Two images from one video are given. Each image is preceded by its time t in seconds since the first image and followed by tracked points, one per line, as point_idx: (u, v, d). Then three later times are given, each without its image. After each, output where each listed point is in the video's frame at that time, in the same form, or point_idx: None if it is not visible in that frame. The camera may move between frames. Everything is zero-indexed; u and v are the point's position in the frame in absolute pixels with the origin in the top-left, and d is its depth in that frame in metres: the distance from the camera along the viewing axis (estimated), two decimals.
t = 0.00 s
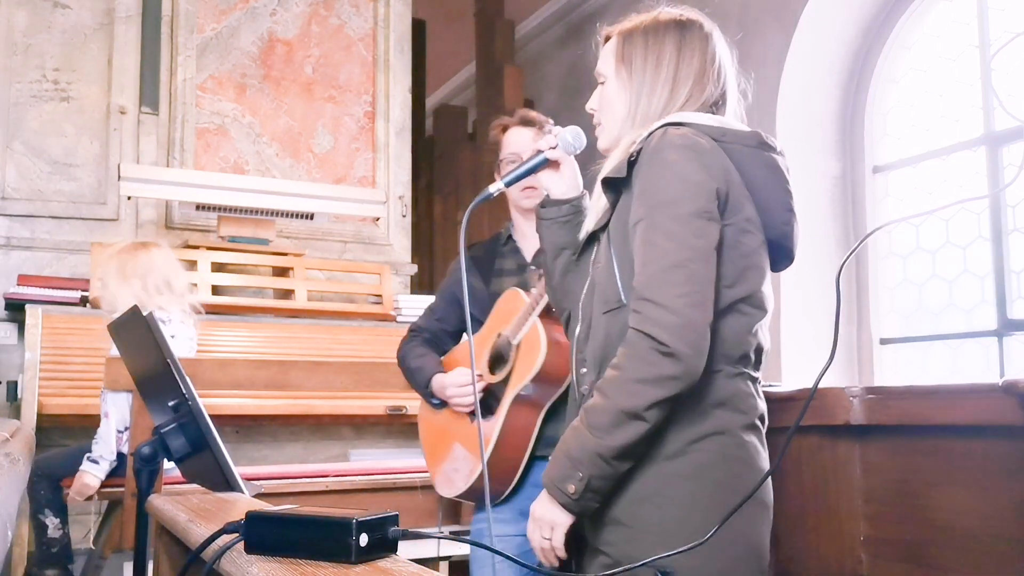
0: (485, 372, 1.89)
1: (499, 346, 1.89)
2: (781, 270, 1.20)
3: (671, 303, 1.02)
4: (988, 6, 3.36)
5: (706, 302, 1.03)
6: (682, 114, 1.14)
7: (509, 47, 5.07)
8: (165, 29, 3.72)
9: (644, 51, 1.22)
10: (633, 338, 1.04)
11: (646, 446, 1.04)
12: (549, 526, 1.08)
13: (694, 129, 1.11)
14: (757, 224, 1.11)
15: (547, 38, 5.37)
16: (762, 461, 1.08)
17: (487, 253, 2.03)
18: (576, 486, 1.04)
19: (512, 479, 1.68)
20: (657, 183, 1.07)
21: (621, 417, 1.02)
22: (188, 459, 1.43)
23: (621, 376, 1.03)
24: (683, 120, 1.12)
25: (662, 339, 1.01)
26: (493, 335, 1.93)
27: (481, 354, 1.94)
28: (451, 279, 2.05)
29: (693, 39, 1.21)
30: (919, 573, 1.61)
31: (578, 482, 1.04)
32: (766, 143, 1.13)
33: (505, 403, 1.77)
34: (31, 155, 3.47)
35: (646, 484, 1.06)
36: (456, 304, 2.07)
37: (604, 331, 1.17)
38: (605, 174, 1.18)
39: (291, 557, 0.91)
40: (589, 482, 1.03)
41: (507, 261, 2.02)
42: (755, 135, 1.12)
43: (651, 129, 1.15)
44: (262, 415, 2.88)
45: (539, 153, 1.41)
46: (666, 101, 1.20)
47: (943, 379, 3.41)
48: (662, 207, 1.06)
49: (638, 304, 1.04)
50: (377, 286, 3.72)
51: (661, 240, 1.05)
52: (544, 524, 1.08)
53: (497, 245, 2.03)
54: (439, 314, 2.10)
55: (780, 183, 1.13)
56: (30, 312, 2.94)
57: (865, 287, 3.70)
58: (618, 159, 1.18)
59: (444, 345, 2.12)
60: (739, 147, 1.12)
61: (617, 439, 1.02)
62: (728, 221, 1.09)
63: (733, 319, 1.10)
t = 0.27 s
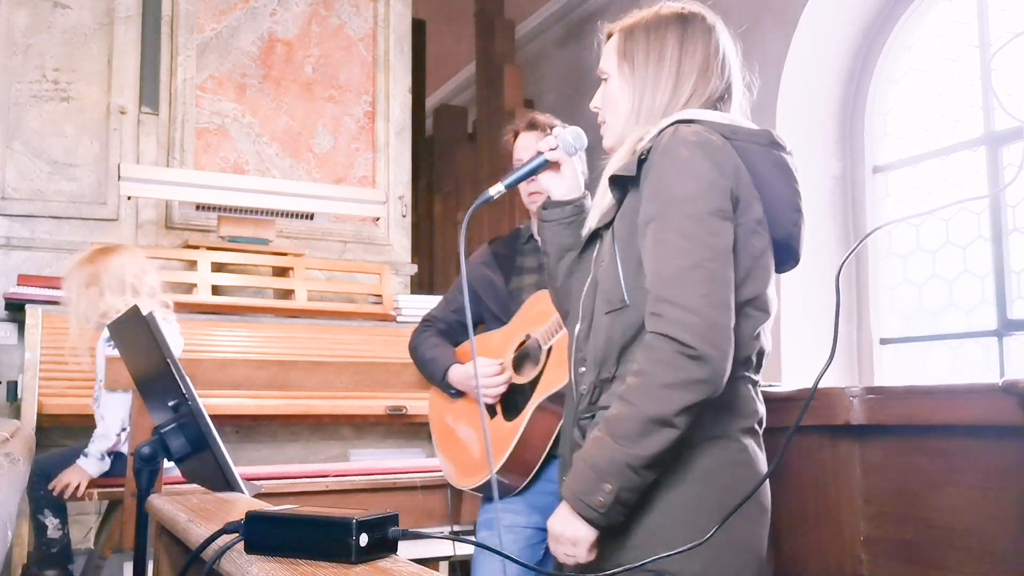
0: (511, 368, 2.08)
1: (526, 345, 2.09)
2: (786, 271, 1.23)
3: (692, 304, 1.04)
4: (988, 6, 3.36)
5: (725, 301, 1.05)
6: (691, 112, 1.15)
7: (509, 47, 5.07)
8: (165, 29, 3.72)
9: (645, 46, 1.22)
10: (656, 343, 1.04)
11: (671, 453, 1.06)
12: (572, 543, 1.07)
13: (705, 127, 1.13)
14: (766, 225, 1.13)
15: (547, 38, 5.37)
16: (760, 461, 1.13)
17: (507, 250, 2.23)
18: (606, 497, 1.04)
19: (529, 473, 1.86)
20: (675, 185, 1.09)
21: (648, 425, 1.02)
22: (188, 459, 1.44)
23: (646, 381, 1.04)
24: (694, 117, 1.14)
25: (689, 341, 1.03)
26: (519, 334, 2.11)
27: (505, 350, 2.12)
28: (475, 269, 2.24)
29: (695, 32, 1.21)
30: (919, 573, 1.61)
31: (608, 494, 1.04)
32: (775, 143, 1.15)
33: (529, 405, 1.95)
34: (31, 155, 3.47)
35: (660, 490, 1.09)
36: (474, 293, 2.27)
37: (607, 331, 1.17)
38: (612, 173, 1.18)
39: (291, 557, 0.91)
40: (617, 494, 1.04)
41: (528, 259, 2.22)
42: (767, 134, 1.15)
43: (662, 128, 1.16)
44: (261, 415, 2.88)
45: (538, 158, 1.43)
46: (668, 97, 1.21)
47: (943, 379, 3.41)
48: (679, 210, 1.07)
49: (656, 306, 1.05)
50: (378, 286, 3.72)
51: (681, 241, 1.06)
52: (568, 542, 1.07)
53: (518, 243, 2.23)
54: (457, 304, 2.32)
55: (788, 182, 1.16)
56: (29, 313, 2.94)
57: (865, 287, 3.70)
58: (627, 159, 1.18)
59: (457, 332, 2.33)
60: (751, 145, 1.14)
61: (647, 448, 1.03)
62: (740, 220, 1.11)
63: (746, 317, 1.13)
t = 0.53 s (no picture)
0: (523, 369, 2.06)
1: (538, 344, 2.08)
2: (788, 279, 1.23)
3: (702, 319, 1.02)
4: (988, 6, 3.36)
5: (734, 316, 1.03)
6: (701, 118, 1.15)
7: (509, 47, 5.07)
8: (165, 29, 3.72)
9: (651, 46, 1.22)
10: (665, 360, 1.02)
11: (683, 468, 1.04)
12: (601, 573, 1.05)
13: (717, 135, 1.12)
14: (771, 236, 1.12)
15: (546, 38, 5.37)
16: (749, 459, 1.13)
17: (516, 246, 2.18)
18: (629, 523, 1.02)
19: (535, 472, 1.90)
20: (685, 195, 1.07)
21: (664, 447, 1.00)
22: (188, 459, 1.44)
23: (656, 401, 1.01)
24: (707, 125, 1.13)
25: (697, 360, 1.01)
26: (532, 333, 2.10)
27: (517, 347, 2.10)
28: (482, 266, 2.21)
29: (702, 32, 1.21)
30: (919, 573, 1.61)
31: (631, 520, 1.02)
32: (785, 154, 1.14)
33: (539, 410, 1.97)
34: (31, 155, 3.47)
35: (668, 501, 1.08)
36: (479, 289, 2.24)
37: (604, 332, 1.17)
38: (620, 176, 1.18)
39: (290, 557, 0.91)
40: (640, 518, 1.02)
41: (535, 257, 2.18)
42: (778, 144, 1.14)
43: (672, 132, 1.15)
44: (261, 415, 2.88)
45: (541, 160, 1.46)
46: (675, 96, 1.20)
47: (943, 380, 3.40)
48: (688, 223, 1.06)
49: (663, 320, 1.04)
50: (377, 286, 3.72)
51: (691, 254, 1.04)
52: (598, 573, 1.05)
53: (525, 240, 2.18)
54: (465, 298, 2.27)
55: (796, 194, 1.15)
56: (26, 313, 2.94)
57: (865, 287, 3.70)
58: (634, 161, 1.18)
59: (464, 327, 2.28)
60: (761, 156, 1.13)
61: (665, 469, 1.01)
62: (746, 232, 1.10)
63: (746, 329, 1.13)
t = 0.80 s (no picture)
0: (524, 372, 2.07)
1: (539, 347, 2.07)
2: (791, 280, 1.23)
3: (696, 320, 1.02)
4: (988, 6, 3.36)
5: (730, 318, 1.03)
6: (705, 119, 1.15)
7: (509, 47, 5.07)
8: (165, 29, 3.72)
9: (654, 49, 1.22)
10: (659, 361, 1.02)
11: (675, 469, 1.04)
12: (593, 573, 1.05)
13: (719, 136, 1.12)
14: (771, 239, 1.13)
15: (547, 38, 5.37)
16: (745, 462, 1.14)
17: (518, 246, 2.18)
18: (619, 523, 1.02)
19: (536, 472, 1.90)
20: (684, 196, 1.07)
21: (655, 446, 1.00)
22: (189, 458, 1.45)
23: (648, 401, 1.01)
24: (711, 126, 1.13)
25: (688, 359, 1.01)
26: (533, 336, 2.09)
27: (518, 349, 2.11)
28: (483, 265, 2.20)
29: (706, 34, 1.21)
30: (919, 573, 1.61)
31: (621, 519, 1.02)
32: (788, 156, 1.15)
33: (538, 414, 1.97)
34: (31, 155, 3.47)
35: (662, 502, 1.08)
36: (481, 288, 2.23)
37: (601, 331, 1.17)
38: (622, 175, 1.18)
39: (290, 557, 0.91)
40: (630, 518, 1.02)
41: (536, 256, 2.17)
42: (781, 146, 1.14)
43: (675, 134, 1.15)
44: (261, 415, 2.88)
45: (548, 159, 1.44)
46: (679, 98, 1.20)
47: (943, 379, 3.41)
48: (685, 224, 1.06)
49: (658, 321, 1.04)
50: (378, 286, 3.72)
51: (688, 254, 1.04)
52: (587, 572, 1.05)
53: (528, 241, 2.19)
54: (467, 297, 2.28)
55: (797, 197, 1.15)
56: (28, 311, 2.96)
57: (865, 287, 3.71)
58: (635, 160, 1.18)
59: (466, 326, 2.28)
60: (763, 157, 1.13)
61: (655, 469, 1.01)
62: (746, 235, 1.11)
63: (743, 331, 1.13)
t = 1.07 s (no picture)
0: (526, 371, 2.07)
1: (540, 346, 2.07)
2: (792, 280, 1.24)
3: (689, 315, 1.02)
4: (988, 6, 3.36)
5: (723, 312, 1.03)
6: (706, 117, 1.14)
7: (509, 47, 5.07)
8: (165, 29, 3.72)
9: (658, 52, 1.22)
10: (651, 356, 1.03)
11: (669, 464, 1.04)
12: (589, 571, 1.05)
13: (716, 133, 1.12)
14: (770, 238, 1.13)
15: (547, 38, 5.37)
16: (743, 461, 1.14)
17: (520, 247, 2.19)
18: (611, 518, 1.02)
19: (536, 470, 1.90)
20: (679, 191, 1.08)
21: (646, 439, 1.01)
22: (189, 458, 1.44)
23: (639, 395, 1.02)
24: (708, 123, 1.13)
25: (677, 352, 1.01)
26: (535, 334, 2.09)
27: (520, 348, 2.11)
28: (483, 266, 2.20)
29: (708, 36, 1.21)
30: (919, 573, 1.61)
31: (612, 514, 1.02)
32: (788, 153, 1.15)
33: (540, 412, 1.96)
34: (31, 155, 3.47)
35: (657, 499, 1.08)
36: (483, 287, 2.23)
37: (601, 329, 1.17)
38: (618, 173, 1.18)
39: (290, 558, 0.91)
40: (622, 512, 1.02)
41: (537, 256, 2.16)
42: (781, 144, 1.15)
43: (672, 130, 1.15)
44: (261, 415, 2.88)
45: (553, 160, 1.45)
46: (682, 100, 1.20)
47: (943, 380, 3.40)
48: (679, 219, 1.06)
49: (650, 316, 1.04)
50: (377, 286, 3.72)
51: (681, 249, 1.05)
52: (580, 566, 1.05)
53: (529, 241, 2.19)
54: (468, 298, 2.28)
55: (796, 196, 1.15)
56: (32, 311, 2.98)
57: (865, 287, 3.71)
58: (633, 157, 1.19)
59: (468, 326, 2.29)
60: (762, 155, 1.14)
61: (646, 461, 1.01)
62: (743, 232, 1.11)
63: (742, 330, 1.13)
